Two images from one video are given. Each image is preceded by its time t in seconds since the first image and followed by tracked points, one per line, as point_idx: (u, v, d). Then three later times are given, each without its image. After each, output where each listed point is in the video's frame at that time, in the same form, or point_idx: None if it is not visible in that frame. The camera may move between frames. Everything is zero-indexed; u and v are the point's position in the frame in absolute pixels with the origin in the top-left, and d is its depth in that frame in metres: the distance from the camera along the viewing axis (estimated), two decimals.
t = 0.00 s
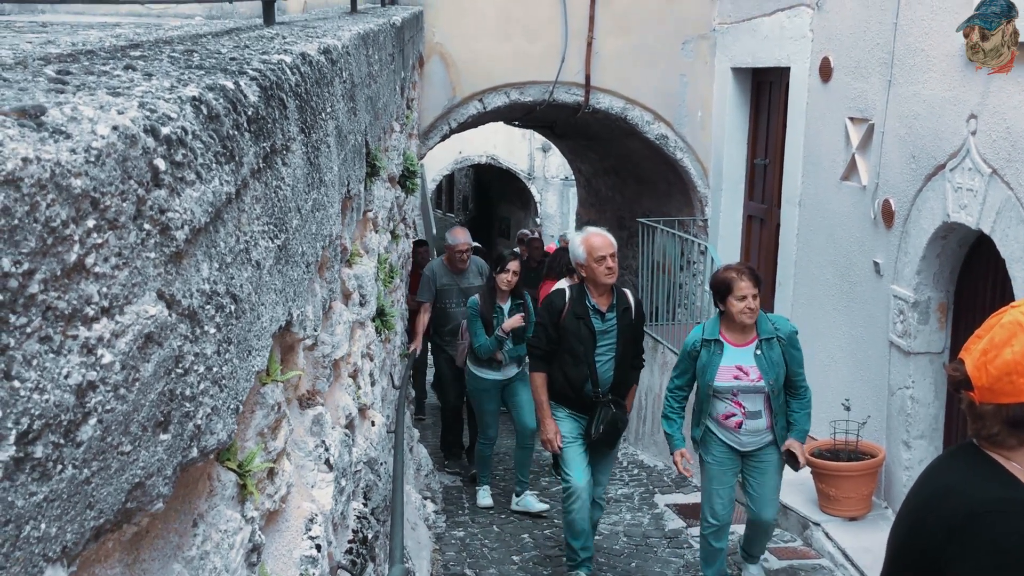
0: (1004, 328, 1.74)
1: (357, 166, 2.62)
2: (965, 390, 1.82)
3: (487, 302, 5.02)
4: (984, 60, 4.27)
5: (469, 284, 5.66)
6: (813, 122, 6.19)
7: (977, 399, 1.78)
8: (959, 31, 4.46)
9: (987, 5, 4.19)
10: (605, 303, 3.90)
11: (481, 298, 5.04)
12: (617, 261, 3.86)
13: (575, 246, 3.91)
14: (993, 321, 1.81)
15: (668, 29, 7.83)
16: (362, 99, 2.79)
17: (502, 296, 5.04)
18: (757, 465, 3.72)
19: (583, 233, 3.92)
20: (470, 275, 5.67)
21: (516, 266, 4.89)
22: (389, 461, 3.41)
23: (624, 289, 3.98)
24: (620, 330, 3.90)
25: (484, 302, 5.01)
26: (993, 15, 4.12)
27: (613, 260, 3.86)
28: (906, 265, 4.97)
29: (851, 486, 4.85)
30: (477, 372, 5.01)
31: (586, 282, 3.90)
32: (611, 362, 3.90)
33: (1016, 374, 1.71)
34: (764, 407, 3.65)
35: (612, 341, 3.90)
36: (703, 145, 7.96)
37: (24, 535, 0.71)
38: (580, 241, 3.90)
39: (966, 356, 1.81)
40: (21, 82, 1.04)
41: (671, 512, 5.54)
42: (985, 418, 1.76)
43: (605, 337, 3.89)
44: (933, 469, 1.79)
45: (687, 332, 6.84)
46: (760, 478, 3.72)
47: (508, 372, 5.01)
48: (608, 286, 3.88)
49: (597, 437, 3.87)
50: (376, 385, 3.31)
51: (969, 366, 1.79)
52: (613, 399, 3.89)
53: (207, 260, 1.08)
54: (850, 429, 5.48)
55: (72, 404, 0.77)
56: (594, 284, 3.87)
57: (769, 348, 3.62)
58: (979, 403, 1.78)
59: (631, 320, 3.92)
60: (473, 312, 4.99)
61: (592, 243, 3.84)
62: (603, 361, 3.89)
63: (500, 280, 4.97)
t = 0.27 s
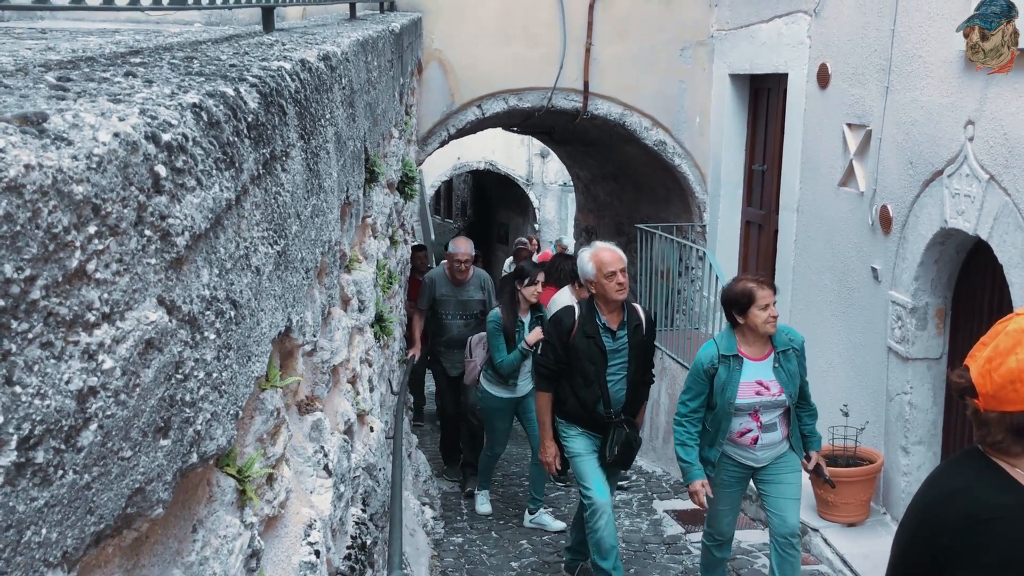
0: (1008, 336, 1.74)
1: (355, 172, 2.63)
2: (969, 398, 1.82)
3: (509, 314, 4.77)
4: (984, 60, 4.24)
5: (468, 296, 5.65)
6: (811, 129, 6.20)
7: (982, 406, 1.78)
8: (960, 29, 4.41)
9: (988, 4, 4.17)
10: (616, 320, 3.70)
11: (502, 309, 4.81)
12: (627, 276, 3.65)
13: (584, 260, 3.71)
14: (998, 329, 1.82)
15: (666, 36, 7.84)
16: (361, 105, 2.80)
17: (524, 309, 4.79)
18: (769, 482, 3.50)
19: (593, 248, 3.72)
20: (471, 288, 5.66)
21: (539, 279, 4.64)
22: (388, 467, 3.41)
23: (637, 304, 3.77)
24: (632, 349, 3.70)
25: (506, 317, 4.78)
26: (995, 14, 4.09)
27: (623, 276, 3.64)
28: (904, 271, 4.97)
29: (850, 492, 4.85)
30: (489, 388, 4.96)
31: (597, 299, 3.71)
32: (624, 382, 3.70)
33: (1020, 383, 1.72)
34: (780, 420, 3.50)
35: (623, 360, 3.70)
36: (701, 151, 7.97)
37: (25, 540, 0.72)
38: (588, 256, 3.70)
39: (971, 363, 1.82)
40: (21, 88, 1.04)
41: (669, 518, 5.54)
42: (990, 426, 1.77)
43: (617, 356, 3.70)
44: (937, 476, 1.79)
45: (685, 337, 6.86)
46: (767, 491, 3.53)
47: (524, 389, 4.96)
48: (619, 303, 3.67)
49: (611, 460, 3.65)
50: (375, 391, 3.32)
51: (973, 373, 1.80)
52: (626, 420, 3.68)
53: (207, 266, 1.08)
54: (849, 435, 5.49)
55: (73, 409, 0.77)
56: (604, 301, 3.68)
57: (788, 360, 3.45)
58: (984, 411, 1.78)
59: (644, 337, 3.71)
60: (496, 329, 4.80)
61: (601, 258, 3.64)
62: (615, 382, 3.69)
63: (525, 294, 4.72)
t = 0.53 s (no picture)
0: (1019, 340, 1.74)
1: (353, 176, 2.63)
2: (982, 399, 1.83)
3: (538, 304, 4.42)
4: (984, 59, 4.21)
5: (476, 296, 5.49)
6: (808, 132, 6.21)
7: (993, 408, 1.79)
8: (960, 29, 4.39)
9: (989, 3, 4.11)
10: (624, 326, 3.51)
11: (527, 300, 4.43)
12: (632, 279, 3.48)
13: (587, 264, 3.53)
14: (1011, 332, 1.82)
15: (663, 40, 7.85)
16: (358, 110, 2.80)
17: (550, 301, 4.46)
18: (799, 499, 3.29)
19: (597, 250, 3.54)
20: (480, 288, 5.51)
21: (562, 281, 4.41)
22: (386, 471, 3.41)
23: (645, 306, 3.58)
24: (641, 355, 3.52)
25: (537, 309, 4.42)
26: (994, 14, 4.04)
27: (627, 279, 3.47)
28: (902, 273, 4.97)
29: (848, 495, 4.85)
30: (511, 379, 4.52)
31: (602, 305, 3.52)
32: (634, 390, 3.52)
33: None
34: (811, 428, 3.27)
35: (633, 368, 3.52)
36: (699, 154, 7.98)
37: (21, 546, 0.72)
38: (592, 259, 3.52)
39: (984, 365, 1.83)
40: (17, 93, 1.04)
41: (668, 521, 5.54)
42: (1000, 428, 1.78)
43: (626, 364, 3.51)
44: (948, 479, 1.81)
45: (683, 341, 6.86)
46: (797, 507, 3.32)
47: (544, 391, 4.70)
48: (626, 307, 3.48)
49: (625, 472, 3.48)
50: (373, 395, 3.31)
51: (984, 376, 1.82)
52: (638, 430, 3.50)
53: (203, 270, 1.08)
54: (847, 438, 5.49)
55: (69, 414, 0.77)
56: (611, 307, 3.49)
57: (818, 363, 3.25)
58: (994, 413, 1.79)
59: (653, 342, 3.53)
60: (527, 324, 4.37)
61: (605, 262, 3.47)
62: (625, 391, 3.51)
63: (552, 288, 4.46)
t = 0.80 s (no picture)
0: None
1: (352, 179, 2.63)
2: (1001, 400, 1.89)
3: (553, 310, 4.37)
4: (984, 60, 4.20)
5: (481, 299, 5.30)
6: (807, 133, 6.21)
7: (1012, 409, 1.85)
8: (960, 29, 4.37)
9: (988, 4, 4.10)
10: (630, 325, 3.34)
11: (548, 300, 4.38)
12: (639, 276, 3.31)
13: (591, 261, 3.38)
14: None
15: (663, 41, 7.85)
16: (358, 113, 2.80)
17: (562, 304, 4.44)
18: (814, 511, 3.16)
19: (601, 246, 3.39)
20: (486, 291, 5.33)
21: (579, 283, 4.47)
22: (386, 474, 3.40)
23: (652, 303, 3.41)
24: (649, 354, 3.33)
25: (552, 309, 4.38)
26: (995, 14, 4.02)
27: (634, 275, 3.30)
28: (902, 274, 4.97)
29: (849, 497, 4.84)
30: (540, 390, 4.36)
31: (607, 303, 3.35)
32: (643, 391, 3.33)
33: None
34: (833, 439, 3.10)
35: (641, 367, 3.33)
36: (699, 155, 7.99)
37: (20, 551, 0.71)
38: (596, 256, 3.37)
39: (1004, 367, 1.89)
40: (16, 97, 1.04)
41: (669, 523, 5.53)
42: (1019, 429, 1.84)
43: (634, 364, 3.32)
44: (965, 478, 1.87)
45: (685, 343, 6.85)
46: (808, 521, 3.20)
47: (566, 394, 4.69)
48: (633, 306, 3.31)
49: (634, 477, 3.31)
50: (373, 398, 3.31)
51: (1004, 377, 1.89)
52: (648, 431, 3.31)
53: (203, 274, 1.08)
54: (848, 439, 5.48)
55: (67, 418, 0.77)
56: (616, 305, 3.32)
57: (841, 372, 3.08)
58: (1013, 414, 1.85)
59: (661, 339, 3.35)
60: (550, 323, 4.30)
61: (609, 258, 3.31)
62: (634, 392, 3.32)
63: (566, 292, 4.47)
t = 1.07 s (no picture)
0: None
1: (353, 182, 2.63)
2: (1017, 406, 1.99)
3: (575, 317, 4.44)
4: (985, 60, 4.20)
5: (480, 307, 5.17)
6: (809, 135, 6.21)
7: None
8: (960, 30, 4.38)
9: (989, 3, 4.09)
10: (643, 334, 3.34)
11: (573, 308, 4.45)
12: (652, 284, 3.32)
13: (603, 270, 3.39)
14: None
15: (664, 44, 7.86)
16: (359, 116, 2.80)
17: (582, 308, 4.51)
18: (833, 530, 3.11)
19: (613, 254, 3.39)
20: (483, 299, 5.19)
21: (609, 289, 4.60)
22: (389, 477, 3.40)
23: (665, 311, 3.42)
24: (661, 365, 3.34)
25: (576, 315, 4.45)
26: (996, 14, 4.02)
27: (647, 283, 3.31)
28: (904, 276, 4.97)
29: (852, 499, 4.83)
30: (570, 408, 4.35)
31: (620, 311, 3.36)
32: (655, 402, 3.34)
33: None
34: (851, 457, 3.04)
35: (653, 378, 3.34)
36: (700, 158, 7.99)
37: (20, 554, 0.72)
38: (608, 264, 3.37)
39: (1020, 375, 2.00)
40: (17, 102, 1.05)
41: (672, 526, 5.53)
42: None
43: (646, 375, 3.33)
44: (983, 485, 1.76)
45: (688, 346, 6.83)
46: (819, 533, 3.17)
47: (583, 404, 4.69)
48: (646, 315, 3.32)
49: (645, 492, 3.31)
50: (375, 400, 3.31)
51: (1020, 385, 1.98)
52: (659, 444, 3.31)
53: (203, 278, 1.08)
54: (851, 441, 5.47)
55: (68, 422, 0.77)
56: (630, 315, 3.32)
57: (856, 389, 3.01)
58: None
59: (674, 349, 3.36)
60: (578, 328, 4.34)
61: (622, 267, 3.31)
62: (645, 403, 3.33)
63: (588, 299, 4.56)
